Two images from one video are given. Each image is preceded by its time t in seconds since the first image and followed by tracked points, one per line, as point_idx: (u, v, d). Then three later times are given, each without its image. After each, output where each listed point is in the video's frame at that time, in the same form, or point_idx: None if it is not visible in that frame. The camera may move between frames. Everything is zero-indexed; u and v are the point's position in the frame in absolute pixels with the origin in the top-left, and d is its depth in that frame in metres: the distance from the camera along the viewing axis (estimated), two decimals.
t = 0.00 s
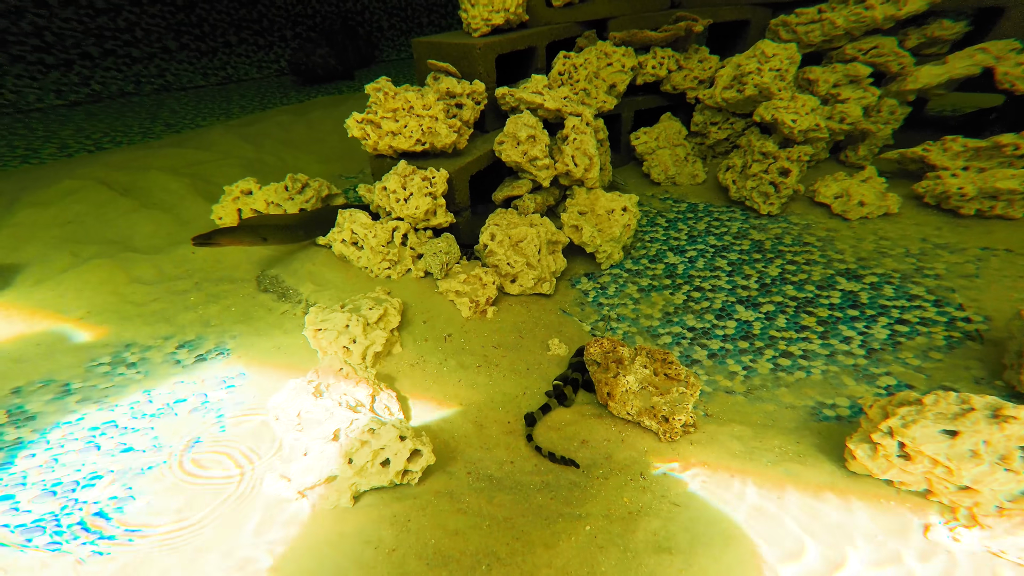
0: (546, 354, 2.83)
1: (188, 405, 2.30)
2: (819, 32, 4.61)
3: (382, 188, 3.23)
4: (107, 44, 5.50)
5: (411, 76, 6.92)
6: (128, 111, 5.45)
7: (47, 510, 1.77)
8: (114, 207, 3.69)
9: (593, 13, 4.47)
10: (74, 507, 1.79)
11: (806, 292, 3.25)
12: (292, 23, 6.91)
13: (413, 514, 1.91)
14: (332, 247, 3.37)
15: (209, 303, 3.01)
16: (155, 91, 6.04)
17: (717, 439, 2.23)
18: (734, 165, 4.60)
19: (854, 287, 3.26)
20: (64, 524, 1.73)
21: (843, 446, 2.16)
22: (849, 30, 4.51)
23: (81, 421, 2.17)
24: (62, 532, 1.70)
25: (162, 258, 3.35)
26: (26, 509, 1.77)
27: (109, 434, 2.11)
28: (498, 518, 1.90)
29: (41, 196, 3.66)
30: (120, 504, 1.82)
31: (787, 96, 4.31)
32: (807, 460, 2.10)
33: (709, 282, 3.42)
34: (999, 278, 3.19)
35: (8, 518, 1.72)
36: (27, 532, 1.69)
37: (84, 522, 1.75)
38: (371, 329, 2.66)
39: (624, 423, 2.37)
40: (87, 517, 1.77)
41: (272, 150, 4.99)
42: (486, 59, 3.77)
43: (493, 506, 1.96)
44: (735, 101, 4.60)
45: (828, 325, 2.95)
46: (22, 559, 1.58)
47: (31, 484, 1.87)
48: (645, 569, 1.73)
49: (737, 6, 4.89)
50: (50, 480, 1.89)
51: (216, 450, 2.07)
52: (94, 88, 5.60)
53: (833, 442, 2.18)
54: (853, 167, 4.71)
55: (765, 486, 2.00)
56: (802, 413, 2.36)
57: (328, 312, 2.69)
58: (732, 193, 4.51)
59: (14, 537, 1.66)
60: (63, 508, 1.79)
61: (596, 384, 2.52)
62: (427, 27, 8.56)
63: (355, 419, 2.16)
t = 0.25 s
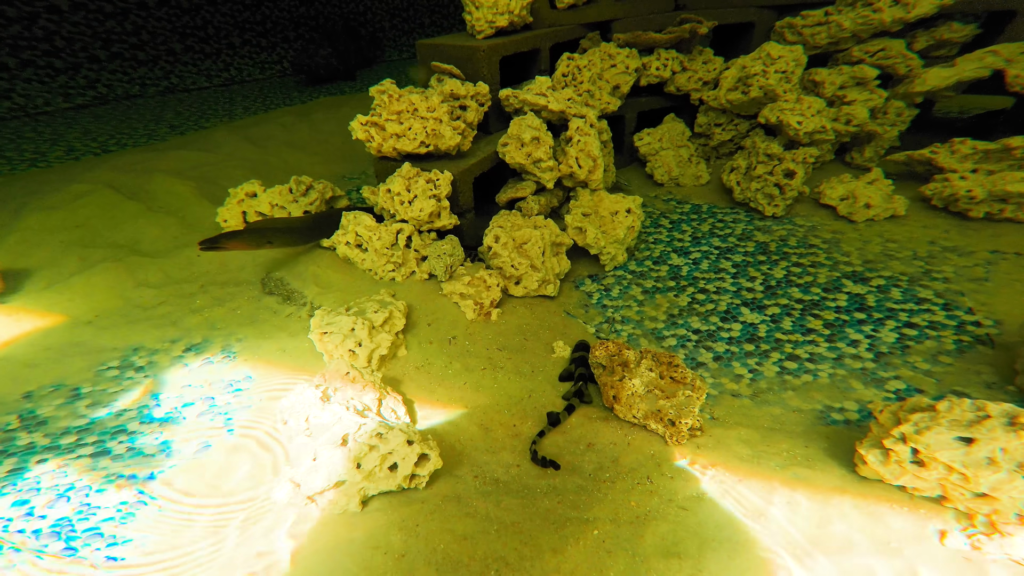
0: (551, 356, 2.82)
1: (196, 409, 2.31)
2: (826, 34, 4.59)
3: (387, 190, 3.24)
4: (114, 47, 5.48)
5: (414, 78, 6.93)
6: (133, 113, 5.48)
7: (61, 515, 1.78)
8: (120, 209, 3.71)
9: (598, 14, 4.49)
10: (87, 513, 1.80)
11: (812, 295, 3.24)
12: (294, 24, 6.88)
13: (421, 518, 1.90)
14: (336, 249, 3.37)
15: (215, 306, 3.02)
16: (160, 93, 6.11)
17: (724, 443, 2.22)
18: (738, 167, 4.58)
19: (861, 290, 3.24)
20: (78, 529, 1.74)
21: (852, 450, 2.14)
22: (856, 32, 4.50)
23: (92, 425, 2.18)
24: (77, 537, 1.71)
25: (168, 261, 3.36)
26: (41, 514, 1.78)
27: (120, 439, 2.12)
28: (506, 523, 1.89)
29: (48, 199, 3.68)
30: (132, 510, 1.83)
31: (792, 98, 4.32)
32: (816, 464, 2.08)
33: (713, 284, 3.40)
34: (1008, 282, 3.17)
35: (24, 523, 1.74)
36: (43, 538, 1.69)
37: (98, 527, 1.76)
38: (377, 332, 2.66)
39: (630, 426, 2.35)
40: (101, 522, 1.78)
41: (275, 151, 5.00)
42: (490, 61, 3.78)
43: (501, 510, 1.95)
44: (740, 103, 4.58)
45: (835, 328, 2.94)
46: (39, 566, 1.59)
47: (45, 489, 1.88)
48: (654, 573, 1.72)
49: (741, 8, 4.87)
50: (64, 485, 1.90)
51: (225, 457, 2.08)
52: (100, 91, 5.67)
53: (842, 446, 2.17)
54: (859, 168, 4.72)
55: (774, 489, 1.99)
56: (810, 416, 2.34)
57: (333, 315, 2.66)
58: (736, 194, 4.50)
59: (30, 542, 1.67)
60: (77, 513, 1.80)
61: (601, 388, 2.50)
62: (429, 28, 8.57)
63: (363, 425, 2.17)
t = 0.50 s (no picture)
0: (558, 356, 2.80)
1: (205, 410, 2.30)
2: (835, 33, 4.55)
3: (392, 190, 3.22)
4: (119, 47, 5.56)
5: (417, 78, 6.93)
6: (138, 114, 5.49)
7: (77, 516, 1.78)
8: (125, 210, 3.71)
9: (603, 13, 4.47)
10: (102, 514, 1.80)
11: (821, 294, 3.20)
12: (296, 24, 6.92)
13: (432, 520, 1.89)
14: (342, 249, 3.36)
15: (221, 306, 3.02)
16: (164, 94, 6.10)
17: (735, 443, 2.19)
18: (743, 166, 4.53)
19: (870, 289, 3.21)
20: (95, 531, 1.74)
21: (865, 451, 2.11)
22: (866, 31, 4.46)
23: (104, 426, 2.18)
24: (94, 539, 1.71)
25: (174, 261, 3.36)
26: (57, 516, 1.78)
27: (131, 440, 2.11)
28: (517, 524, 1.88)
29: (53, 201, 3.68)
30: (146, 510, 1.83)
31: (799, 98, 4.28)
32: (829, 464, 2.06)
33: (720, 283, 3.37)
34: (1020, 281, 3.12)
35: (42, 525, 1.73)
36: (60, 540, 1.69)
37: (114, 529, 1.75)
38: (384, 332, 2.65)
39: (640, 426, 2.33)
40: (117, 523, 1.77)
41: (279, 152, 5.00)
42: (495, 60, 3.77)
43: (512, 511, 1.93)
44: (746, 102, 4.55)
45: (845, 327, 2.90)
46: (59, 566, 1.58)
47: (60, 491, 1.87)
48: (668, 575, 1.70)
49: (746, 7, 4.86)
50: (78, 486, 1.89)
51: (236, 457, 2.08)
52: (104, 92, 5.67)
53: (855, 447, 2.14)
54: (867, 167, 4.67)
55: (789, 491, 1.95)
56: (822, 416, 2.31)
57: (340, 315, 2.69)
58: (742, 193, 4.46)
59: (48, 544, 1.66)
60: (93, 514, 1.79)
61: (609, 388, 2.48)
62: (430, 28, 8.56)
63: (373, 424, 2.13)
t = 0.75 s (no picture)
0: (567, 348, 2.79)
1: (211, 402, 2.28)
2: (836, 24, 4.53)
3: (398, 181, 3.22)
4: (101, 34, 5.28)
5: (416, 71, 6.87)
6: (125, 105, 5.27)
7: (84, 510, 1.76)
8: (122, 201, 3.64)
9: (606, 3, 4.44)
10: (110, 507, 1.78)
11: (827, 285, 3.20)
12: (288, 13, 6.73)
13: (447, 512, 1.89)
14: (346, 241, 3.34)
15: (224, 299, 2.98)
16: (151, 83, 5.84)
17: (747, 433, 2.19)
18: (747, 158, 4.50)
19: (876, 279, 3.21)
20: (103, 524, 1.73)
21: (876, 440, 2.12)
22: (868, 21, 4.45)
23: (107, 419, 2.15)
24: (102, 532, 1.70)
25: (174, 254, 3.31)
26: (63, 509, 1.76)
27: (135, 433, 2.09)
28: (532, 515, 1.88)
29: (46, 192, 3.61)
30: (155, 504, 1.82)
31: (802, 88, 4.28)
32: (842, 453, 2.06)
33: (726, 275, 3.37)
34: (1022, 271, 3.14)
35: (47, 518, 1.71)
36: (67, 533, 1.68)
37: (122, 521, 1.75)
38: (392, 324, 2.65)
39: (651, 418, 2.33)
40: (125, 516, 1.76)
41: (278, 144, 4.94)
42: (500, 51, 3.72)
43: (526, 502, 1.93)
44: (749, 93, 4.54)
45: (852, 317, 2.91)
46: (66, 558, 1.56)
47: (64, 483, 1.85)
48: (685, 564, 1.71)
49: None
50: (83, 479, 1.87)
51: (245, 449, 2.06)
52: (88, 80, 5.40)
53: (866, 436, 2.15)
54: (867, 159, 4.66)
55: (802, 480, 1.96)
56: (832, 406, 2.32)
57: (347, 308, 2.67)
58: (746, 185, 4.45)
59: (55, 537, 1.65)
60: (100, 507, 1.78)
61: (620, 379, 2.49)
62: (427, 20, 8.48)
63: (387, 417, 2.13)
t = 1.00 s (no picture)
0: (565, 356, 2.80)
1: (201, 413, 2.24)
2: (821, 34, 4.62)
3: (394, 187, 3.19)
4: (74, 35, 5.00)
5: (409, 73, 6.85)
6: (104, 108, 5.08)
7: (62, 525, 1.70)
8: (108, 206, 3.57)
9: (599, 10, 4.46)
10: (91, 522, 1.73)
11: (818, 293, 3.26)
12: (276, 15, 6.58)
13: (447, 524, 1.88)
14: (342, 247, 3.32)
15: (216, 306, 2.94)
16: (132, 86, 5.61)
17: (745, 442, 2.22)
18: (740, 165, 4.59)
19: (865, 287, 3.27)
20: (82, 540, 1.67)
21: (868, 448, 2.17)
22: (850, 32, 4.55)
23: (90, 431, 2.10)
24: (81, 548, 1.64)
25: (163, 259, 3.26)
26: (39, 524, 1.70)
27: (121, 445, 2.04)
28: (532, 527, 1.88)
29: (28, 196, 3.52)
30: (140, 518, 1.77)
31: (792, 97, 4.34)
32: (836, 462, 2.10)
33: (721, 282, 3.41)
34: (1003, 279, 3.22)
35: (21, 534, 1.65)
36: (42, 549, 1.61)
37: (104, 537, 1.69)
38: (390, 333, 2.64)
39: (650, 426, 2.34)
40: (107, 532, 1.71)
41: (270, 147, 4.88)
42: (496, 57, 3.73)
43: (526, 513, 1.93)
44: (741, 101, 4.59)
45: (843, 325, 2.96)
46: None
47: (42, 498, 1.79)
48: None
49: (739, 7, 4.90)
50: (62, 494, 1.81)
51: (237, 461, 2.03)
52: (63, 81, 5.14)
53: (858, 444, 2.19)
54: (853, 167, 4.75)
55: (797, 490, 1.99)
56: (825, 414, 2.36)
57: (344, 316, 2.66)
58: (738, 192, 4.51)
59: (29, 554, 1.59)
60: (80, 522, 1.72)
61: (619, 387, 2.50)
62: (418, 22, 8.46)
63: (386, 428, 2.12)
